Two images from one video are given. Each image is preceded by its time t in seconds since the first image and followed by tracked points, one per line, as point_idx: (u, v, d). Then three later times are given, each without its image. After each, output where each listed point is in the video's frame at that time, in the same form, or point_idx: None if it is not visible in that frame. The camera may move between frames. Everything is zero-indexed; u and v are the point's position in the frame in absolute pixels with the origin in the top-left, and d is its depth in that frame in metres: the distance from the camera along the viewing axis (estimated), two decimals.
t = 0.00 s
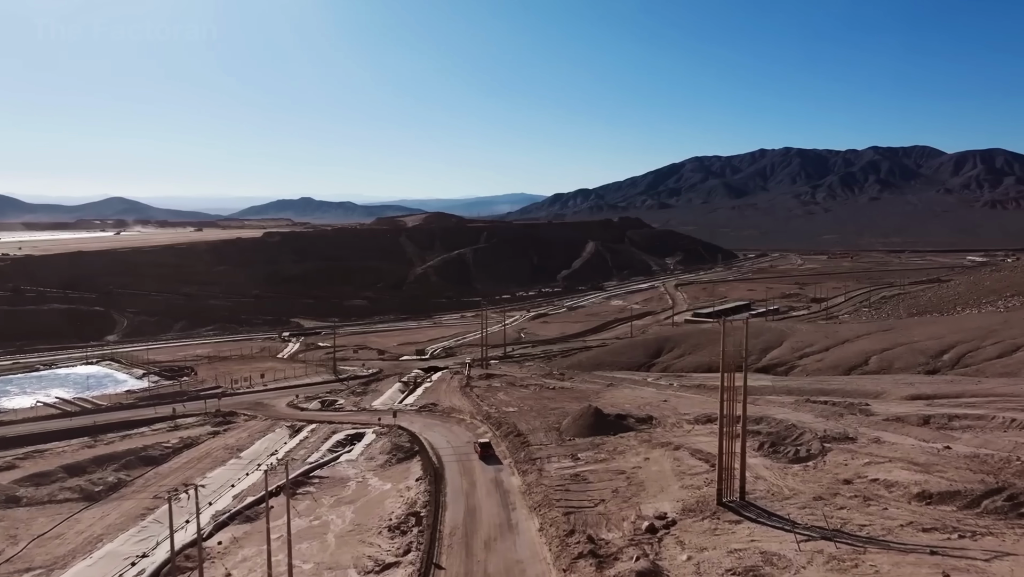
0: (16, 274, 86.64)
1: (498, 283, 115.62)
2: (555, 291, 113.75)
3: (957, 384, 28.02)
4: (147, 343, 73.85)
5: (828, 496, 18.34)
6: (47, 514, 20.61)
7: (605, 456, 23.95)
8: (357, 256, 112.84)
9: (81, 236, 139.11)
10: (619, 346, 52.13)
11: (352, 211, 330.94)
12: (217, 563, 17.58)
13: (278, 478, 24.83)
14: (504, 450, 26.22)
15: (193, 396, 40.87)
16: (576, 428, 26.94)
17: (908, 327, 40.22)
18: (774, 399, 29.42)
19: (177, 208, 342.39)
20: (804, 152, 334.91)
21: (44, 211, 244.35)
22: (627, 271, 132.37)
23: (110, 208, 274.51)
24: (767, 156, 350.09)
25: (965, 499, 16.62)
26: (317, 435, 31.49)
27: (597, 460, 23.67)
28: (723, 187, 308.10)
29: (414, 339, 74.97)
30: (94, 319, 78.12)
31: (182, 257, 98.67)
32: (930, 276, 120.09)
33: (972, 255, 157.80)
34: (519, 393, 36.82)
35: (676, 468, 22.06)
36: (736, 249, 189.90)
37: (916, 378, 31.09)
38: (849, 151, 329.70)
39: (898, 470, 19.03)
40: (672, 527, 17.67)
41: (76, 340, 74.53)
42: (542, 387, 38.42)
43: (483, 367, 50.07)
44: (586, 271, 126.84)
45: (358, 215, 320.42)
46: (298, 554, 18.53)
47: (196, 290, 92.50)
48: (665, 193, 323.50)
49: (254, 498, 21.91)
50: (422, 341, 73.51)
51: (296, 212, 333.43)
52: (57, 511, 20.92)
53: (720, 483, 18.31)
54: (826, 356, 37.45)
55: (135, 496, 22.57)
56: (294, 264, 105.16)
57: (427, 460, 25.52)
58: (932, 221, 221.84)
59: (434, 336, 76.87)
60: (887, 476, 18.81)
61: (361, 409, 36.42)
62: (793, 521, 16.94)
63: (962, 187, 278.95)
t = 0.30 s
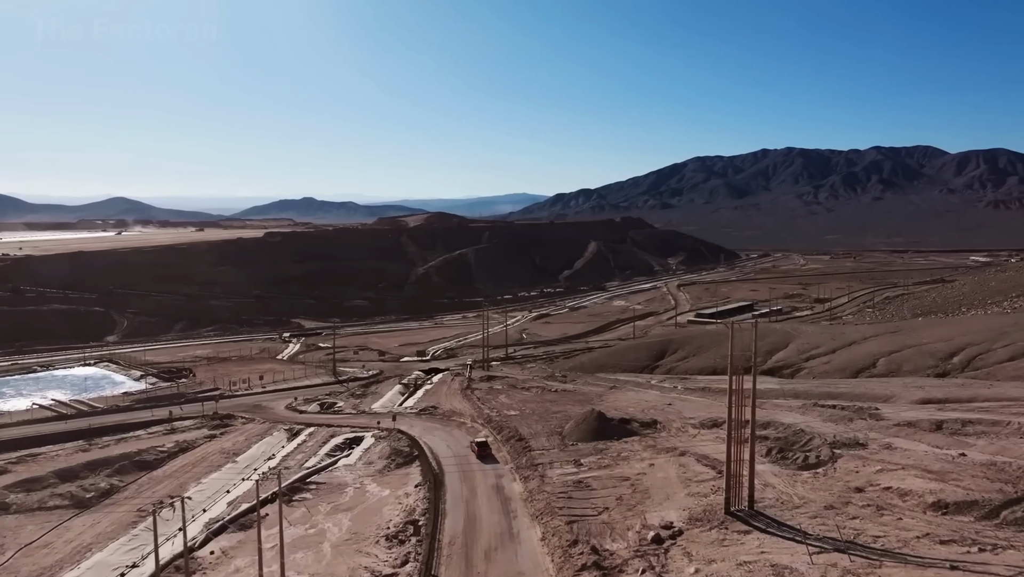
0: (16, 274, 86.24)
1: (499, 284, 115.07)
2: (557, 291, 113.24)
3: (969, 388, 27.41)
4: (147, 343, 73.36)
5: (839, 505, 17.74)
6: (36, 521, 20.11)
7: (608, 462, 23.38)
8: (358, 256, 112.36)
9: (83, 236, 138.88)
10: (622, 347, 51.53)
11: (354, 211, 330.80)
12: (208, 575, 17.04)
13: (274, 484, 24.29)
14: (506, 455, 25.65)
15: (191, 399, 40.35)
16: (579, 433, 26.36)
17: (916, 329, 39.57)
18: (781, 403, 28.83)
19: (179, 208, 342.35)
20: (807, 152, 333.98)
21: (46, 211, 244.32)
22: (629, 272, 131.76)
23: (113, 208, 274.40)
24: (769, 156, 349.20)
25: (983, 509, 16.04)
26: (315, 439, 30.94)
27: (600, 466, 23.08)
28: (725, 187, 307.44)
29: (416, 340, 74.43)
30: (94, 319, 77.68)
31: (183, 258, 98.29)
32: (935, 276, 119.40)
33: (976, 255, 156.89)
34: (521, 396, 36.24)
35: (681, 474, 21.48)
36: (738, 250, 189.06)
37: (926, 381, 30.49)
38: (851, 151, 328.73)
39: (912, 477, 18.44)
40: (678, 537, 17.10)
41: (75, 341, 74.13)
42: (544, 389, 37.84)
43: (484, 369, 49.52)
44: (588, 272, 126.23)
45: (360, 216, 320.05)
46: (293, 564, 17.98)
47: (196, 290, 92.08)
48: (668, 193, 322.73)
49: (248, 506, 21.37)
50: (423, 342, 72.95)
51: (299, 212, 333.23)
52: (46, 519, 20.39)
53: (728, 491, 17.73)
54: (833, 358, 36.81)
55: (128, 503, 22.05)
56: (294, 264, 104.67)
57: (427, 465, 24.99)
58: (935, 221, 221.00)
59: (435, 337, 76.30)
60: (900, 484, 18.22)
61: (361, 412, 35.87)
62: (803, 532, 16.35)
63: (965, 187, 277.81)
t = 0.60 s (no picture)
0: (15, 274, 85.85)
1: (501, 284, 114.60)
2: (559, 291, 112.71)
3: (981, 392, 26.81)
4: (147, 344, 72.91)
5: (851, 514, 17.17)
6: (25, 529, 19.61)
7: (612, 468, 22.82)
8: (360, 256, 111.86)
9: (83, 236, 138.56)
10: (625, 348, 50.94)
11: (356, 211, 330.46)
12: None
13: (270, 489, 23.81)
14: (507, 460, 25.11)
15: (189, 401, 39.85)
16: (582, 437, 25.80)
17: (924, 330, 38.97)
18: (788, 406, 28.28)
19: (182, 208, 342.56)
20: (809, 152, 333.04)
21: (48, 211, 244.17)
22: (631, 272, 131.22)
23: (115, 208, 274.44)
24: (772, 155, 348.47)
25: (1002, 520, 15.48)
26: (313, 443, 30.43)
27: (604, 472, 22.53)
28: (728, 186, 306.71)
29: (417, 341, 73.93)
30: (94, 320, 77.28)
31: (184, 258, 97.90)
32: (938, 276, 118.83)
33: (979, 255, 156.19)
34: (523, 398, 35.70)
35: (687, 481, 20.92)
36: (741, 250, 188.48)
37: (935, 384, 29.89)
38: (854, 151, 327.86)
39: (926, 486, 17.88)
40: (685, 547, 16.54)
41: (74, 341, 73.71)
42: (546, 392, 37.30)
43: (486, 371, 48.96)
44: (591, 271, 125.71)
45: (362, 216, 319.91)
46: (288, 575, 17.46)
47: (196, 290, 91.66)
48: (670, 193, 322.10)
49: (243, 513, 20.84)
50: (424, 343, 72.44)
51: (301, 212, 333.18)
52: (36, 526, 19.89)
53: (736, 500, 17.14)
54: (840, 361, 36.23)
55: (120, 509, 21.56)
56: (296, 264, 104.24)
57: (427, 470, 24.46)
58: (938, 222, 220.23)
59: (437, 338, 75.79)
60: (915, 492, 17.65)
61: (360, 415, 35.32)
62: (814, 543, 15.80)
63: (969, 187, 276.88)
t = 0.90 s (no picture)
0: (16, 274, 85.50)
1: (503, 284, 114.16)
2: (561, 291, 112.22)
3: (992, 395, 26.32)
4: (148, 344, 72.55)
5: (863, 523, 16.68)
6: (15, 536, 19.20)
7: (616, 472, 22.35)
8: (361, 257, 111.44)
9: (84, 236, 138.31)
10: (628, 349, 50.45)
11: (358, 211, 330.20)
12: None
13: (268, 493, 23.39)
14: (508, 465, 24.66)
15: (187, 403, 39.43)
16: (585, 441, 25.33)
17: (931, 332, 38.51)
18: (794, 410, 27.77)
19: (183, 208, 342.49)
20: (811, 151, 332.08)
21: (50, 211, 244.00)
22: (634, 272, 130.73)
23: (117, 208, 274.17)
24: (774, 155, 347.69)
25: (1019, 530, 15.01)
26: (312, 445, 30.01)
27: (607, 478, 22.05)
28: (730, 186, 305.96)
29: (418, 341, 73.49)
30: (94, 320, 76.95)
31: (185, 258, 97.54)
32: (942, 276, 118.21)
33: (983, 255, 155.51)
34: (525, 401, 35.22)
35: (692, 488, 20.44)
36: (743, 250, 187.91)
37: (944, 387, 29.43)
38: (856, 151, 327.10)
39: (940, 493, 17.40)
40: (692, 556, 16.05)
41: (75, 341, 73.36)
42: (548, 394, 36.84)
43: (487, 372, 48.50)
44: (593, 271, 125.20)
45: (364, 216, 319.51)
46: None
47: (197, 291, 91.26)
48: (672, 193, 321.41)
49: (239, 519, 20.38)
50: (425, 344, 72.00)
51: (303, 212, 332.82)
52: (27, 533, 19.48)
53: (744, 507, 16.66)
54: (846, 362, 35.73)
55: (114, 515, 21.14)
56: (297, 264, 103.85)
57: (427, 475, 24.00)
58: (941, 222, 219.33)
59: (438, 338, 75.36)
60: (927, 500, 17.17)
61: (360, 417, 34.88)
62: (825, 553, 15.31)
63: (972, 187, 276.08)
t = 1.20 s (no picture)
0: (17, 274, 85.16)
1: (505, 284, 113.62)
2: (564, 291, 111.63)
3: (1005, 399, 25.73)
4: (149, 344, 72.17)
5: (877, 532, 16.12)
6: (5, 544, 18.76)
7: (621, 478, 21.83)
8: (364, 256, 110.96)
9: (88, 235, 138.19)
10: (632, 350, 49.86)
11: (361, 211, 330.02)
12: None
13: (266, 498, 22.88)
14: (511, 469, 24.13)
15: (186, 404, 38.97)
16: (589, 445, 24.78)
17: (941, 333, 37.89)
18: (803, 413, 27.17)
19: (187, 208, 342.52)
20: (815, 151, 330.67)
21: (54, 211, 244.35)
22: (637, 271, 130.12)
23: (121, 208, 274.13)
24: (778, 155, 346.59)
25: None
26: (311, 448, 29.53)
27: (612, 483, 21.52)
28: (733, 186, 304.90)
29: (421, 342, 73.00)
30: (96, 320, 76.61)
31: (187, 257, 97.15)
32: (947, 276, 117.33)
33: (987, 254, 154.54)
34: (528, 403, 34.67)
35: (699, 494, 19.91)
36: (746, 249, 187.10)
37: (956, 390, 28.83)
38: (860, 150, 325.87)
39: (957, 502, 16.84)
40: (701, 567, 15.52)
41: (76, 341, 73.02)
42: (552, 396, 36.28)
43: (489, 373, 47.94)
44: (596, 271, 124.63)
45: (368, 215, 319.05)
46: None
47: (199, 290, 90.83)
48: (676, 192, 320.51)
49: (234, 527, 19.89)
50: (427, 344, 71.47)
51: (306, 212, 332.55)
52: (17, 540, 19.01)
53: (754, 516, 16.10)
54: (855, 364, 35.13)
55: (106, 521, 20.68)
56: (299, 264, 103.41)
57: (428, 480, 23.46)
58: (945, 221, 218.22)
59: (440, 338, 74.85)
60: (944, 509, 16.61)
61: (361, 420, 34.37)
62: (839, 564, 14.76)
63: (976, 186, 274.78)
